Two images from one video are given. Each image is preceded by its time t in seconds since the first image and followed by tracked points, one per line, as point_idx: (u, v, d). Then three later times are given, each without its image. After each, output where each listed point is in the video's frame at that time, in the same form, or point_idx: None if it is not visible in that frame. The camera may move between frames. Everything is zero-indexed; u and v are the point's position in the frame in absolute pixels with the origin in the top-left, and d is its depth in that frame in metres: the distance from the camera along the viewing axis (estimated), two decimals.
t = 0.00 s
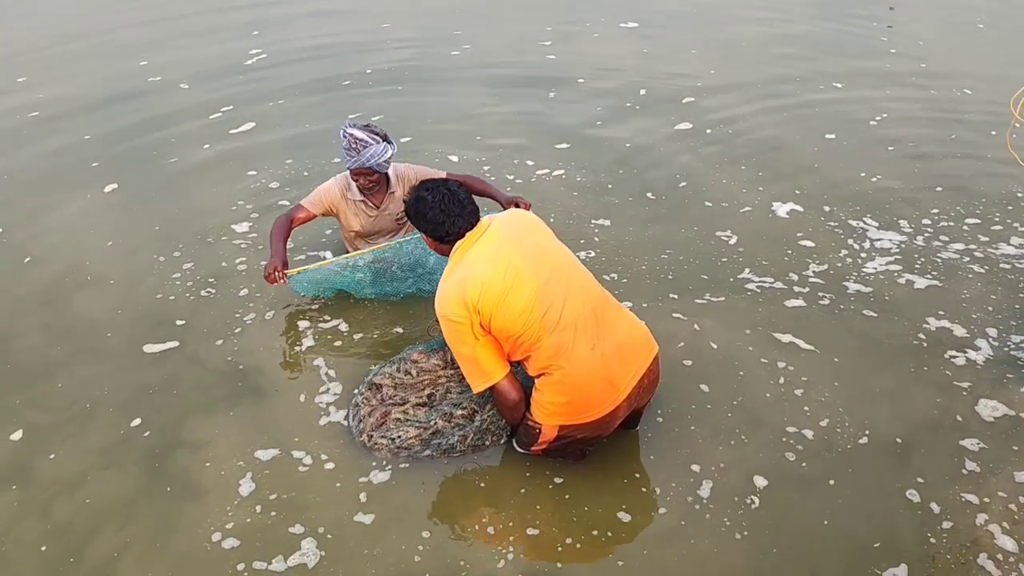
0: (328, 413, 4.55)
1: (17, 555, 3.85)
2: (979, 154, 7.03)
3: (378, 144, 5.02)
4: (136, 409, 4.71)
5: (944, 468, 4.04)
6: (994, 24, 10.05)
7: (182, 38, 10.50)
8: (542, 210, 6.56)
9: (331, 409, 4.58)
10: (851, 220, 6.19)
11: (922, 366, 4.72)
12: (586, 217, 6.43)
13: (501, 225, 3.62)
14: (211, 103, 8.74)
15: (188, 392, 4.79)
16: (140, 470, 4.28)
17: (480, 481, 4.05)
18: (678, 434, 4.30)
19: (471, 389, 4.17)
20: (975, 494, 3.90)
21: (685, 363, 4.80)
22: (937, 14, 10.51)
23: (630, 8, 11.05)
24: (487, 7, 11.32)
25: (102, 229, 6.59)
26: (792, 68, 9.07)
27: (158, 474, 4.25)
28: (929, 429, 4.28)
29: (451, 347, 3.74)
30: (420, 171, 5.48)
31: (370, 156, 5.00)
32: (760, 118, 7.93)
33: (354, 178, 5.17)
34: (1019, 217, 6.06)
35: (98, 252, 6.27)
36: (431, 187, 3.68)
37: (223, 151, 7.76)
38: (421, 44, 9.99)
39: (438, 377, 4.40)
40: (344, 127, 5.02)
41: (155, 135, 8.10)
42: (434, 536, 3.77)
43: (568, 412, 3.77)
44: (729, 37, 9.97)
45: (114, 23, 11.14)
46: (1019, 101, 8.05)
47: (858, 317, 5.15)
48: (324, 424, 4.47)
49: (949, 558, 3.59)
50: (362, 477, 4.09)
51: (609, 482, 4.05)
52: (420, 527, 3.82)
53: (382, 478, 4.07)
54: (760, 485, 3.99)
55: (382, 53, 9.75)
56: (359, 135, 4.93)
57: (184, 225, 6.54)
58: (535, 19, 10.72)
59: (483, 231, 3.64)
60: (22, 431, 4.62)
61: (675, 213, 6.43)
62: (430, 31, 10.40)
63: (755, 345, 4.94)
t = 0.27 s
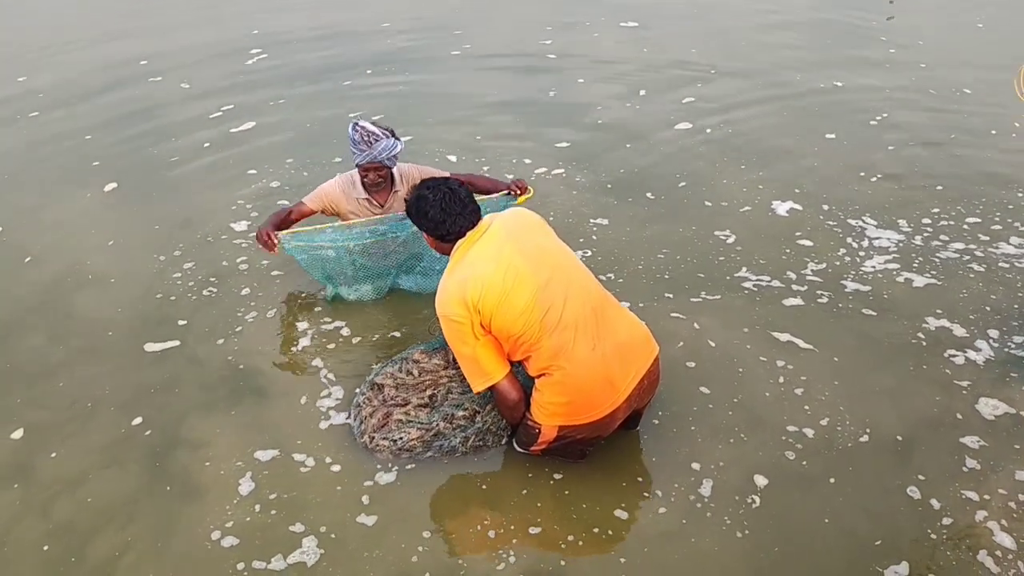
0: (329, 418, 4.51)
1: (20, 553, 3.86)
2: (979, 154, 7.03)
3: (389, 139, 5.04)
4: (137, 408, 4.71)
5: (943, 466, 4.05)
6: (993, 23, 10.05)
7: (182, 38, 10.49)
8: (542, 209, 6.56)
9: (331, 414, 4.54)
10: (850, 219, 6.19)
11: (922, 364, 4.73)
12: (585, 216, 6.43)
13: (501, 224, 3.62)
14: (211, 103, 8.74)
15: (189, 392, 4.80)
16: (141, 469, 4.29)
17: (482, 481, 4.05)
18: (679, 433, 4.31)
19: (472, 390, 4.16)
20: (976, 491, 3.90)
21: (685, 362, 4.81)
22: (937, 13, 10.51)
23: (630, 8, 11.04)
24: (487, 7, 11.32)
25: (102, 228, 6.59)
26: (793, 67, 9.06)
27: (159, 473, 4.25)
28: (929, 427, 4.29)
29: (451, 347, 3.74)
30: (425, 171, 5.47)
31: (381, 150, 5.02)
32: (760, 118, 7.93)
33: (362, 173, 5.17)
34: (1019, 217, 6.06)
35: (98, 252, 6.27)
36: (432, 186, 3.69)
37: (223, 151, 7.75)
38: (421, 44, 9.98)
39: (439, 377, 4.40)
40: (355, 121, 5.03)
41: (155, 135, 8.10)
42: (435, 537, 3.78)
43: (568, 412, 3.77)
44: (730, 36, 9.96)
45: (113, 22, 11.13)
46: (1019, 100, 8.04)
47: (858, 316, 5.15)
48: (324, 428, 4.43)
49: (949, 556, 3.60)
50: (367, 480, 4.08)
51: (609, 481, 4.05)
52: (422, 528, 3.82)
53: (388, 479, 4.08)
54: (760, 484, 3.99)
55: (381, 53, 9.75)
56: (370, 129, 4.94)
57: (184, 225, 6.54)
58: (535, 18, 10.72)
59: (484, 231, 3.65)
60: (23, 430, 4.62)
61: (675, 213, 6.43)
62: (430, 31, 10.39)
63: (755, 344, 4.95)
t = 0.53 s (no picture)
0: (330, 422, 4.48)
1: (21, 552, 3.87)
2: (978, 154, 7.03)
3: (388, 131, 5.14)
4: (138, 407, 4.72)
5: (942, 464, 4.06)
6: (993, 23, 10.06)
7: (182, 37, 10.49)
8: (541, 209, 6.56)
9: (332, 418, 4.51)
10: (849, 219, 6.20)
11: (922, 362, 4.74)
12: (585, 216, 6.44)
13: (501, 224, 3.62)
14: (212, 102, 8.74)
15: (190, 391, 4.80)
16: (142, 468, 4.29)
17: (482, 481, 4.06)
18: (680, 432, 4.32)
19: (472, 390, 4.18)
20: (976, 488, 3.91)
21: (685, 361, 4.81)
22: (937, 13, 10.51)
23: (630, 8, 11.03)
24: (487, 7, 11.32)
25: (102, 228, 6.59)
26: (792, 67, 9.06)
27: (160, 472, 4.26)
28: (929, 425, 4.30)
29: (450, 347, 3.75)
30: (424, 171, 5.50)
31: (382, 142, 5.10)
32: (760, 118, 7.93)
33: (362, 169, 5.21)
34: (1019, 216, 6.07)
35: (99, 251, 6.28)
36: (431, 185, 3.68)
37: (223, 151, 7.76)
38: (420, 44, 9.97)
39: (439, 377, 4.42)
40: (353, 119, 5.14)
41: (155, 135, 8.10)
42: (437, 538, 3.77)
43: (567, 413, 3.78)
44: (729, 36, 9.96)
45: (113, 22, 11.13)
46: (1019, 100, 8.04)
47: (858, 315, 5.16)
48: (325, 432, 4.41)
49: (948, 553, 3.60)
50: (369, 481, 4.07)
51: (609, 481, 4.06)
52: (423, 529, 3.81)
53: (393, 478, 4.08)
54: (762, 482, 4.00)
55: (381, 53, 9.75)
56: (370, 121, 5.05)
57: (184, 225, 6.55)
58: (535, 18, 10.72)
59: (483, 231, 3.64)
60: (25, 429, 4.63)
61: (675, 212, 6.44)
62: (429, 31, 10.39)
63: (755, 342, 4.96)
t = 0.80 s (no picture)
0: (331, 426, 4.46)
1: (23, 552, 3.87)
2: (979, 154, 7.03)
3: (384, 134, 5.09)
4: (138, 407, 4.72)
5: (943, 462, 4.06)
6: (993, 23, 10.07)
7: (182, 38, 10.49)
8: (541, 209, 6.56)
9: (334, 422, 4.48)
10: (848, 219, 6.20)
11: (922, 361, 4.74)
12: (585, 216, 6.43)
13: (499, 224, 3.61)
14: (212, 102, 8.75)
15: (191, 392, 4.80)
16: (143, 467, 4.30)
17: (482, 482, 4.05)
18: (682, 432, 4.32)
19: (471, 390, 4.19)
20: (978, 486, 3.92)
21: (685, 361, 4.81)
22: (937, 14, 10.50)
23: (630, 9, 11.03)
24: (487, 7, 11.32)
25: (103, 228, 6.59)
26: (792, 68, 9.06)
27: (160, 472, 4.26)
28: (931, 423, 4.30)
29: (449, 348, 3.75)
30: (420, 167, 5.51)
31: (378, 145, 5.06)
32: (760, 118, 7.93)
33: (359, 172, 5.19)
34: (1020, 216, 6.07)
35: (99, 251, 6.28)
36: (429, 186, 3.68)
37: (224, 151, 7.76)
38: (420, 45, 9.96)
39: (439, 378, 4.43)
40: (348, 121, 5.09)
41: (155, 135, 8.10)
42: (438, 539, 3.77)
43: (566, 413, 3.78)
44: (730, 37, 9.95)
45: (113, 23, 11.13)
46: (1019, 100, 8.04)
47: (859, 314, 5.16)
48: (326, 435, 4.39)
49: (949, 552, 3.61)
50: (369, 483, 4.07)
51: (609, 481, 4.07)
52: (424, 531, 3.81)
53: (401, 480, 4.07)
54: (764, 482, 4.00)
55: (382, 53, 9.76)
56: (365, 125, 5.01)
57: (185, 225, 6.55)
58: (535, 18, 10.72)
59: (481, 231, 3.64)
60: (25, 428, 4.63)
61: (675, 213, 6.43)
62: (430, 32, 10.38)
63: (755, 342, 4.96)
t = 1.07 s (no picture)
0: (330, 429, 4.43)
1: (25, 551, 3.87)
2: (979, 154, 7.04)
3: (382, 143, 5.03)
4: (140, 405, 4.73)
5: (945, 460, 4.07)
6: (992, 23, 10.08)
7: (182, 37, 10.48)
8: (541, 208, 6.56)
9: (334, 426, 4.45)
10: (848, 218, 6.21)
11: (924, 359, 4.75)
12: (585, 215, 6.44)
13: (497, 224, 3.61)
14: (212, 101, 8.74)
15: (192, 391, 4.81)
16: (145, 467, 4.30)
17: (481, 481, 4.06)
18: (683, 430, 4.32)
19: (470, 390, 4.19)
20: (980, 482, 3.94)
21: (685, 360, 4.82)
22: (937, 14, 10.50)
23: (630, 8, 11.02)
24: (486, 6, 11.31)
25: (103, 227, 6.59)
26: (792, 68, 9.06)
27: (162, 471, 4.26)
28: (933, 421, 4.30)
29: (447, 348, 3.75)
30: (419, 167, 5.52)
31: (376, 156, 5.02)
32: (760, 118, 7.93)
33: (359, 180, 5.20)
34: (1020, 215, 6.08)
35: (100, 250, 6.28)
36: (425, 186, 3.69)
37: (224, 150, 7.76)
38: (420, 44, 9.96)
39: (438, 377, 4.42)
40: (344, 133, 5.02)
41: (156, 134, 8.10)
42: (440, 539, 3.77)
43: (565, 413, 3.79)
44: (730, 37, 9.95)
45: (113, 22, 11.12)
46: (1019, 100, 8.04)
47: (859, 313, 5.17)
48: (326, 438, 4.37)
49: (951, 548, 3.62)
50: (369, 483, 4.07)
51: (609, 479, 4.07)
52: (425, 532, 3.81)
53: (408, 479, 4.07)
54: (765, 480, 4.01)
55: (381, 52, 9.75)
56: (362, 138, 4.95)
57: (185, 224, 6.55)
58: (535, 17, 10.72)
59: (479, 231, 3.64)
60: (27, 428, 4.63)
61: (675, 212, 6.44)
62: (430, 31, 10.37)
63: (755, 340, 4.96)
